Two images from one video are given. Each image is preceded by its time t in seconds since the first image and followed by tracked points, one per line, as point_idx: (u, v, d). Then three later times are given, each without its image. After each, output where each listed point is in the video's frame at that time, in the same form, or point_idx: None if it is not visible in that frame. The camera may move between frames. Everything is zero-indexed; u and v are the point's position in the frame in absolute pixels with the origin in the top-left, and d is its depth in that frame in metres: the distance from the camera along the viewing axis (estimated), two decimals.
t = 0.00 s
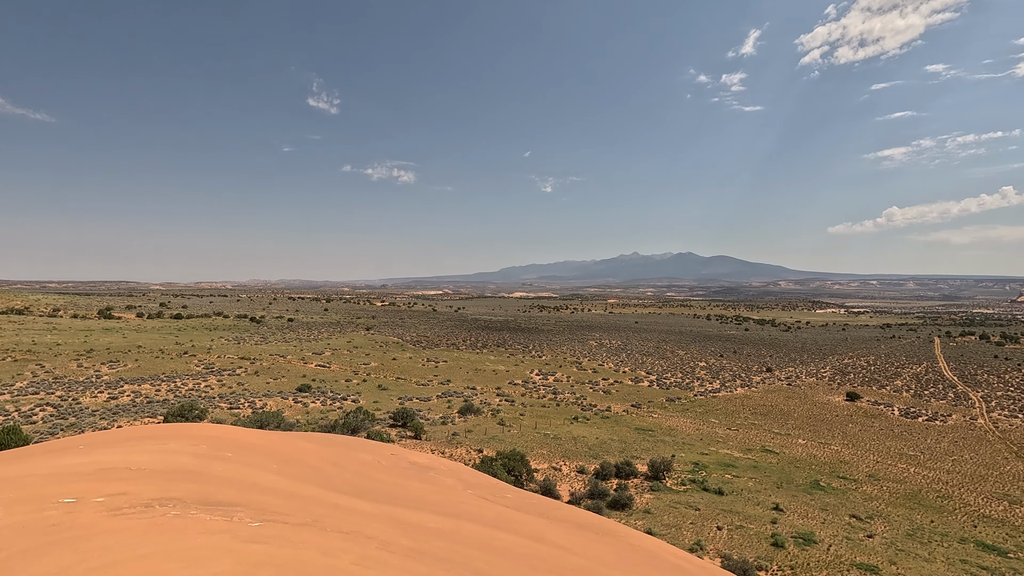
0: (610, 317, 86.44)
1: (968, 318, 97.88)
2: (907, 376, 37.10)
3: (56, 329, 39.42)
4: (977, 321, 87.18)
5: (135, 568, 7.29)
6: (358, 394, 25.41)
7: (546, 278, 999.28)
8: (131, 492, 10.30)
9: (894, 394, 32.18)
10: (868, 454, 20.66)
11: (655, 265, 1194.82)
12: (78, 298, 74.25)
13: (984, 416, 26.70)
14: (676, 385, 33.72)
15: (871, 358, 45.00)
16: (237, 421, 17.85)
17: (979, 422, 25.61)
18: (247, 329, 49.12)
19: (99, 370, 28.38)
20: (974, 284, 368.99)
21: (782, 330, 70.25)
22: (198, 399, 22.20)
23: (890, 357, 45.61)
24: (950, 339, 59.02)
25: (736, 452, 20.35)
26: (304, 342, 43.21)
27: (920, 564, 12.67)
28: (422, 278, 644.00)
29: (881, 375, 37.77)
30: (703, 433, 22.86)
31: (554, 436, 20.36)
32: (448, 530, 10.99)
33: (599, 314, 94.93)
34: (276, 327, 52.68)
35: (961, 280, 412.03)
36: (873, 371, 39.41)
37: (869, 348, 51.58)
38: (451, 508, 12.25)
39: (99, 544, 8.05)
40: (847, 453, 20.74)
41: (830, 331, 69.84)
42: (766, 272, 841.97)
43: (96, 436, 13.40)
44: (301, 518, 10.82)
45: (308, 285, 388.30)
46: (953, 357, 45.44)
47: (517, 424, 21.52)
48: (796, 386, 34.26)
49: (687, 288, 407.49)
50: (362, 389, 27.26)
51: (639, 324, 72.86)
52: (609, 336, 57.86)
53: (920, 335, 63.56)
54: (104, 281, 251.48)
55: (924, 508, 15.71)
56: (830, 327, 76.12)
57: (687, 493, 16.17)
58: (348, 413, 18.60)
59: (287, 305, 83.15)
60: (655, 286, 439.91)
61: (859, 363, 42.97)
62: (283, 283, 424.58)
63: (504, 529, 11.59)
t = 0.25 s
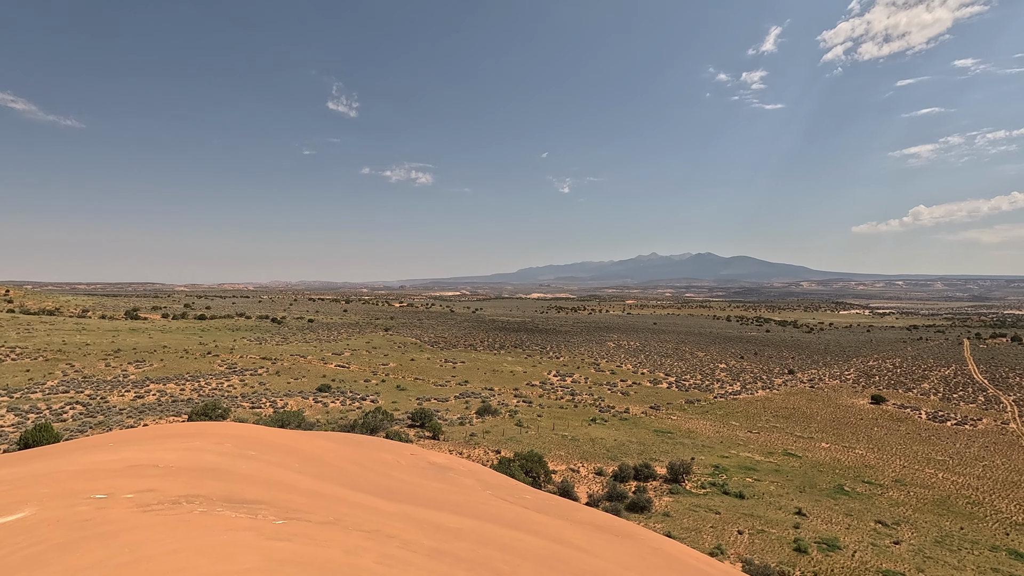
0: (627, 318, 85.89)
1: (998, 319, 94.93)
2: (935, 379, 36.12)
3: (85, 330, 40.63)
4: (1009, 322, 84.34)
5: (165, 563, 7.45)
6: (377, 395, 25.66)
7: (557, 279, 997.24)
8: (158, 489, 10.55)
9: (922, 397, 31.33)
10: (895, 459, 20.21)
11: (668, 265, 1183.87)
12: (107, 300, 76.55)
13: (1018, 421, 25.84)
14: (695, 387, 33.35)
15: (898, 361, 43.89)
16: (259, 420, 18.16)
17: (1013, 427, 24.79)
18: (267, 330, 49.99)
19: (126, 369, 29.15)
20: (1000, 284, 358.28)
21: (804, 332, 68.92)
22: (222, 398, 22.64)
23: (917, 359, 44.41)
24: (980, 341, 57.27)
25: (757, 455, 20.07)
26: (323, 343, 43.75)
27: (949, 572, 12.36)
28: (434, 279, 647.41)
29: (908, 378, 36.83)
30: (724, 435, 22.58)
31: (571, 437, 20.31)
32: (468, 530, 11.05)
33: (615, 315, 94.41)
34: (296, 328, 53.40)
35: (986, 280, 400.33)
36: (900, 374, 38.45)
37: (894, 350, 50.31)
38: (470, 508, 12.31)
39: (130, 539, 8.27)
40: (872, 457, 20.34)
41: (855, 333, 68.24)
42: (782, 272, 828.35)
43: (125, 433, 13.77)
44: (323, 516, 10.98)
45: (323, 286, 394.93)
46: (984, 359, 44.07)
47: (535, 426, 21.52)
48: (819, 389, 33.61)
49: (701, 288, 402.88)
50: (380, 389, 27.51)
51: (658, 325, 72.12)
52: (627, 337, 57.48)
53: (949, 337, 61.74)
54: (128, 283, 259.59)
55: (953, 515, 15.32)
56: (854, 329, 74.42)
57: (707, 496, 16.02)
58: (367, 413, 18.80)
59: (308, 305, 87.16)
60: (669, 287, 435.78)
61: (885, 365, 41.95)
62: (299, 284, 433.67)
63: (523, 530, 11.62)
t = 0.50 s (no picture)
0: (638, 318, 85.52)
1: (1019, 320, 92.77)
2: (954, 381, 35.49)
3: (103, 330, 41.39)
4: None
5: (184, 561, 7.56)
6: (389, 395, 25.81)
7: (565, 279, 995.82)
8: (177, 488, 10.68)
9: (941, 399, 30.80)
10: (913, 461, 19.91)
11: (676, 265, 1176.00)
12: (124, 301, 78.08)
13: None
14: (708, 388, 33.13)
15: (915, 362, 43.19)
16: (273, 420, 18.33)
17: None
18: (281, 331, 50.51)
19: (143, 369, 29.62)
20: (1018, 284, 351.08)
21: (818, 333, 68.07)
22: (236, 398, 22.90)
23: (935, 360, 43.66)
24: (999, 342, 56.15)
25: (771, 458, 19.89)
26: (335, 344, 44.11)
27: None
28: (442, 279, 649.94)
29: (926, 380, 36.24)
30: (737, 437, 22.39)
31: (583, 438, 20.28)
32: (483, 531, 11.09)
33: (626, 315, 94.06)
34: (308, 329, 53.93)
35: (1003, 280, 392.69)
36: (917, 375, 37.84)
37: (911, 351, 49.50)
38: (484, 509, 12.35)
39: (150, 537, 8.38)
40: (890, 460, 20.06)
41: (870, 334, 67.23)
42: (792, 272, 819.40)
43: (143, 432, 14.00)
44: (338, 515, 11.07)
45: (332, 287, 398.63)
46: (1004, 361, 43.20)
47: (547, 426, 21.53)
48: (834, 390, 33.20)
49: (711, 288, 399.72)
50: (392, 390, 27.68)
51: (669, 326, 71.69)
52: (639, 338, 57.25)
53: (968, 338, 60.59)
54: (143, 284, 264.16)
55: (973, 519, 15.06)
56: (869, 330, 73.34)
57: (720, 498, 15.90)
58: (379, 413, 18.91)
59: (321, 305, 89.88)
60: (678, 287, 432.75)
61: (902, 367, 41.31)
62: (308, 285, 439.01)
63: (537, 531, 11.64)
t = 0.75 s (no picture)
0: (643, 318, 85.28)
1: None
2: (965, 381, 35.14)
3: (113, 330, 41.82)
4: None
5: (195, 560, 7.62)
6: (396, 395, 25.89)
7: (569, 279, 994.70)
8: (186, 488, 10.77)
9: (952, 400, 30.49)
10: (923, 462, 19.74)
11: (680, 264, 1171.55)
12: (133, 301, 78.94)
13: None
14: (715, 388, 33.00)
15: (925, 362, 42.79)
16: (280, 420, 18.44)
17: None
18: (287, 331, 50.81)
19: (152, 369, 29.88)
20: None
21: (826, 333, 67.59)
22: (244, 398, 23.06)
23: (945, 361, 43.25)
24: (1011, 342, 55.49)
25: (779, 458, 19.78)
26: (342, 344, 44.31)
27: None
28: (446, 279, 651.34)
29: (936, 380, 35.90)
30: (745, 438, 22.28)
31: (590, 439, 20.26)
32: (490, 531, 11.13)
33: (631, 315, 93.82)
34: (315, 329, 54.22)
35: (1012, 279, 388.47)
36: (927, 375, 37.51)
37: (921, 351, 49.05)
38: (491, 509, 12.39)
39: (161, 536, 8.46)
40: (899, 461, 19.91)
41: (879, 333, 66.66)
42: (798, 271, 814.13)
43: (153, 432, 14.13)
44: (346, 515, 11.12)
45: (337, 287, 400.24)
46: (1016, 361, 42.70)
47: (553, 427, 21.52)
48: (842, 391, 32.97)
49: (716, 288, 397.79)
50: (399, 390, 27.75)
51: (675, 326, 71.41)
52: (645, 338, 57.11)
53: (979, 338, 59.93)
54: (151, 285, 266.61)
55: (985, 521, 14.91)
56: (878, 329, 72.74)
57: (728, 499, 15.84)
58: (386, 413, 18.97)
59: (328, 305, 91.10)
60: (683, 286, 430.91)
61: (911, 367, 40.95)
62: (314, 285, 441.59)
63: (544, 531, 11.65)
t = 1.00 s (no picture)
0: (645, 318, 85.18)
1: None
2: (967, 381, 35.09)
3: (114, 331, 41.95)
4: None
5: (197, 560, 7.61)
6: (397, 395, 25.88)
7: (570, 279, 994.22)
8: (188, 488, 10.78)
9: (954, 400, 30.44)
10: (925, 462, 19.71)
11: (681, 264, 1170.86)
12: (135, 302, 79.19)
13: None
14: (716, 388, 32.97)
15: (926, 362, 42.76)
16: (282, 420, 18.45)
17: None
18: (289, 331, 50.90)
19: (154, 370, 29.95)
20: None
21: (827, 333, 67.53)
22: (246, 399, 23.09)
23: (947, 360, 43.19)
24: (1013, 342, 55.43)
25: (781, 458, 19.76)
26: (343, 344, 44.32)
27: None
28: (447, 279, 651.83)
29: (938, 379, 35.85)
30: (746, 438, 22.25)
31: (591, 439, 20.24)
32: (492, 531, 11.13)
33: (632, 315, 93.76)
34: (317, 329, 54.28)
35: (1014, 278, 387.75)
36: (928, 375, 37.45)
37: (923, 351, 48.98)
38: (493, 509, 12.39)
39: (162, 537, 8.45)
40: (901, 460, 19.88)
41: (881, 333, 66.58)
42: (799, 271, 813.24)
43: (154, 433, 14.13)
44: (348, 515, 11.13)
45: (338, 288, 400.61)
46: (1018, 361, 42.63)
47: (554, 427, 21.51)
48: (844, 390, 32.93)
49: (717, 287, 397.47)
50: (400, 390, 27.75)
51: (676, 326, 71.37)
52: (646, 338, 57.08)
53: (981, 338, 59.87)
54: (152, 285, 267.13)
55: (987, 521, 14.89)
56: (880, 329, 72.66)
57: (730, 499, 15.81)
58: (387, 414, 18.96)
59: (330, 305, 91.74)
60: (685, 286, 430.54)
61: (912, 366, 40.92)
62: (314, 285, 442.13)
63: (545, 531, 11.69)
